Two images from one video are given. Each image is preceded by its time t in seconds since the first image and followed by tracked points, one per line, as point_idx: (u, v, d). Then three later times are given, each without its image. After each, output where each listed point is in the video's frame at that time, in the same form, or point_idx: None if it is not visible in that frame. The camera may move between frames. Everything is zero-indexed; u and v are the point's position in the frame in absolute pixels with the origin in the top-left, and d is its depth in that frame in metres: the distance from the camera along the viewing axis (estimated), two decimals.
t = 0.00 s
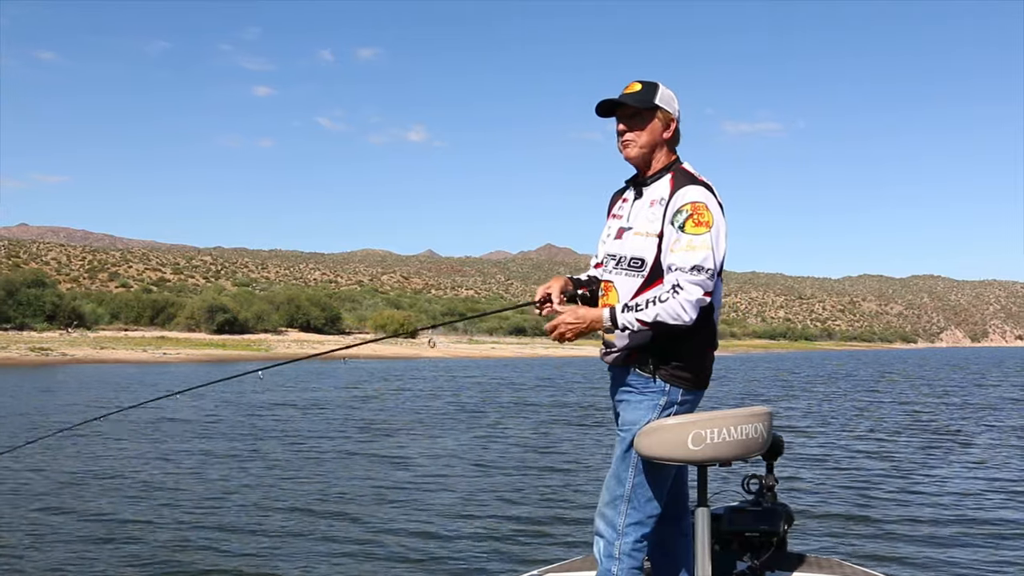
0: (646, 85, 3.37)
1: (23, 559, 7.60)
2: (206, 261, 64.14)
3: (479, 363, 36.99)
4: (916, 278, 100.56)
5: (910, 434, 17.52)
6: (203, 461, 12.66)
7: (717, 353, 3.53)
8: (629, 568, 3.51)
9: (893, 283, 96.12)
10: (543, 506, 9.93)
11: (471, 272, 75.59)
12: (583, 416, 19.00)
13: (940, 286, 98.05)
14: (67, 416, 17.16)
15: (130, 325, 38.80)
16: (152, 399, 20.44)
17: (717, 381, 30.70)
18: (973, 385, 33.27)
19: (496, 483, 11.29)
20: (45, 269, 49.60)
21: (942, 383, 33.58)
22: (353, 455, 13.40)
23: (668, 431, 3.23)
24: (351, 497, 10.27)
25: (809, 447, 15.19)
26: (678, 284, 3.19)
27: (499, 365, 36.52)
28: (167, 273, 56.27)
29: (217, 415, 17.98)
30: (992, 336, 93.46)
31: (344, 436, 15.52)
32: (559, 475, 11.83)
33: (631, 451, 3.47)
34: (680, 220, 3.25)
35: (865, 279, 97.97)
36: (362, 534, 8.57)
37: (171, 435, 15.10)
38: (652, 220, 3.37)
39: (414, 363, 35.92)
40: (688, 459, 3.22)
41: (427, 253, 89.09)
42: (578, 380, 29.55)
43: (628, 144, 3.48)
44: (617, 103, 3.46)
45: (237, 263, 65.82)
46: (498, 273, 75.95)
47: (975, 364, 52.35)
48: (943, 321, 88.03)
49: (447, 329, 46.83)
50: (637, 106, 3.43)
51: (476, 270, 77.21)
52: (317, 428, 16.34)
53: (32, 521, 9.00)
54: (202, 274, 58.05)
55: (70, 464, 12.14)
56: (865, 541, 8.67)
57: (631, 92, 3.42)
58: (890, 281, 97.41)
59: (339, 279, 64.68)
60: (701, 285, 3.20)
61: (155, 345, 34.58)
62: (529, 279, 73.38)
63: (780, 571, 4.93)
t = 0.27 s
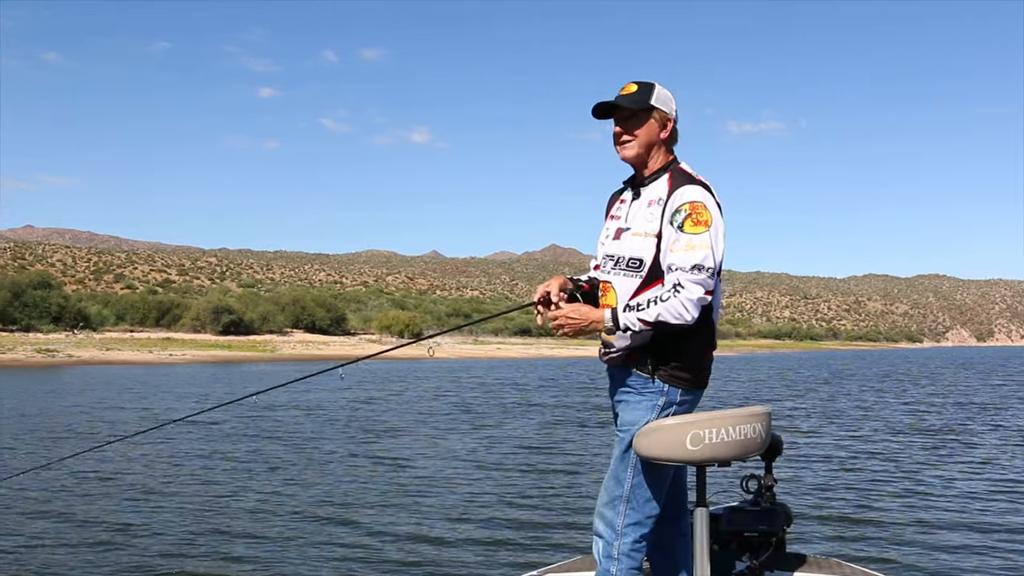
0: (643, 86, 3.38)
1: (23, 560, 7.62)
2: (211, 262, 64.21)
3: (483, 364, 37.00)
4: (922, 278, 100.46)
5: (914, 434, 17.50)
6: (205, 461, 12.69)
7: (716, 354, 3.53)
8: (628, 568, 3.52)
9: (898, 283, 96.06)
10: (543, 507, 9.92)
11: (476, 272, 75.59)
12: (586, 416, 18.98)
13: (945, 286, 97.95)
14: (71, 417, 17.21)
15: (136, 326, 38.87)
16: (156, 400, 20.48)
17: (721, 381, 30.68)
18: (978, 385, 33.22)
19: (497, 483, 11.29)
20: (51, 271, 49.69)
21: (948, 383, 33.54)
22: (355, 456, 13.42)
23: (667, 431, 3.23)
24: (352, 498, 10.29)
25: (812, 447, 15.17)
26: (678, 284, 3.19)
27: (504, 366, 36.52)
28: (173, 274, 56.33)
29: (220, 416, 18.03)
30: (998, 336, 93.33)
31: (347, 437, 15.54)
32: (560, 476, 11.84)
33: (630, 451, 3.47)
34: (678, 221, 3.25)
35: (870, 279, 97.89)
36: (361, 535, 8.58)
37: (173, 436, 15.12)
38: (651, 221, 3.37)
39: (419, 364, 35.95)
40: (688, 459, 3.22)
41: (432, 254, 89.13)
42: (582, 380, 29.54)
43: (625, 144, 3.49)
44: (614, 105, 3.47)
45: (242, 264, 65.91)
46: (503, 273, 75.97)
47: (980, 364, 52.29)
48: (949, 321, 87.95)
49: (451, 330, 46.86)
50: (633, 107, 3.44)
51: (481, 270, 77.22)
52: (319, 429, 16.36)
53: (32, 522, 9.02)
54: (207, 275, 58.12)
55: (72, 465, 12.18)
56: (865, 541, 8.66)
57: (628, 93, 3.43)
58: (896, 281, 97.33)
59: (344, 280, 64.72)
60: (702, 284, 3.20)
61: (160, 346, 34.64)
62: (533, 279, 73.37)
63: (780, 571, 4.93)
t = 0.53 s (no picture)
0: (637, 86, 3.38)
1: (21, 560, 7.62)
2: (216, 262, 64.24)
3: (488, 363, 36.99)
4: (929, 276, 100.28)
5: (920, 432, 17.45)
6: (206, 461, 12.70)
7: (714, 353, 3.52)
8: (627, 567, 3.51)
9: (904, 282, 95.91)
10: (543, 506, 9.89)
11: (481, 271, 75.55)
12: (589, 416, 18.94)
13: (952, 284, 97.78)
14: (75, 417, 17.24)
15: (142, 326, 38.91)
16: (160, 400, 20.49)
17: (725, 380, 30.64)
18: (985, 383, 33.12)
19: (497, 483, 11.28)
20: (57, 271, 49.77)
21: (954, 381, 33.44)
22: (357, 455, 13.43)
23: (665, 430, 3.22)
24: (352, 498, 10.29)
25: (815, 446, 15.15)
26: (672, 284, 3.19)
27: (509, 365, 36.49)
28: (178, 274, 56.37)
29: (223, 416, 18.04)
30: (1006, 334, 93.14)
31: (349, 436, 15.54)
32: (561, 476, 11.83)
33: (629, 451, 3.47)
34: (673, 219, 3.25)
35: (877, 277, 97.73)
36: (360, 535, 8.56)
37: (176, 436, 15.13)
38: (646, 220, 3.37)
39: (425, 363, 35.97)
40: (686, 458, 3.21)
41: (437, 253, 89.14)
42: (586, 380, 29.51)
43: (620, 144, 3.48)
44: (610, 105, 3.46)
45: (248, 264, 65.94)
46: (508, 272, 75.94)
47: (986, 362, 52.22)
48: (955, 319, 87.82)
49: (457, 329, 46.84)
50: (628, 107, 3.44)
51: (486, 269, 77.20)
52: (321, 429, 16.36)
53: (33, 521, 9.03)
54: (213, 275, 58.19)
55: (73, 466, 12.20)
56: (867, 540, 8.62)
57: (623, 92, 3.42)
58: (902, 280, 97.26)
59: (349, 280, 64.74)
60: (696, 282, 3.19)
61: (166, 346, 34.68)
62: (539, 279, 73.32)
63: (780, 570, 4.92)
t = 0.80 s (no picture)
0: (634, 86, 3.38)
1: (20, 560, 7.62)
2: (221, 263, 64.24)
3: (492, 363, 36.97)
4: (934, 275, 100.19)
5: (923, 432, 17.42)
6: (206, 461, 12.69)
7: (712, 353, 3.51)
8: (625, 567, 3.50)
9: (909, 282, 95.78)
10: (543, 507, 9.88)
11: (485, 271, 75.54)
12: (591, 417, 18.91)
13: (957, 284, 97.71)
14: (76, 417, 17.24)
15: (147, 327, 38.93)
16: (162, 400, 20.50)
17: (729, 380, 30.60)
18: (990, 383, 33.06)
19: (497, 484, 11.26)
20: (62, 272, 49.80)
21: (959, 381, 33.39)
22: (357, 456, 13.41)
23: (663, 429, 3.22)
24: (351, 498, 10.29)
25: (817, 446, 15.12)
26: (666, 283, 3.19)
27: (513, 365, 36.48)
28: (183, 275, 56.37)
29: (225, 416, 18.04)
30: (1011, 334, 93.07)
31: (349, 437, 15.53)
32: (561, 476, 11.82)
33: (626, 450, 3.47)
34: (668, 218, 3.25)
35: (882, 277, 97.65)
36: (359, 536, 8.55)
37: (178, 436, 15.13)
38: (643, 219, 3.37)
39: (429, 363, 35.97)
40: (684, 457, 3.21)
41: (442, 253, 89.11)
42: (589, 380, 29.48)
43: (618, 144, 3.49)
44: (607, 106, 3.47)
45: (252, 265, 65.94)
46: (512, 272, 75.92)
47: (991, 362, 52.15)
48: (961, 318, 87.76)
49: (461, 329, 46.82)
50: (626, 107, 3.44)
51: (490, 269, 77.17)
52: (321, 429, 16.35)
53: (32, 521, 9.04)
54: (217, 276, 58.21)
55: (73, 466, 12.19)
56: (868, 541, 8.59)
57: (621, 92, 3.43)
58: (907, 279, 97.15)
59: (353, 280, 64.72)
60: (691, 282, 3.19)
61: (171, 346, 34.69)
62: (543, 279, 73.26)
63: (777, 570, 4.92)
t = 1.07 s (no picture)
0: (638, 85, 3.36)
1: (18, 561, 7.64)
2: (226, 263, 64.30)
3: (497, 363, 37.01)
4: (940, 275, 100.14)
5: (927, 432, 17.40)
6: (206, 461, 12.71)
7: (713, 354, 3.50)
8: (624, 567, 3.51)
9: (916, 282, 95.67)
10: (545, 507, 9.86)
11: (490, 271, 75.56)
12: (595, 417, 18.89)
13: (963, 284, 97.65)
14: (79, 417, 17.26)
15: (153, 327, 39.00)
16: (166, 400, 20.51)
17: (734, 380, 30.56)
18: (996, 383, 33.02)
19: (499, 484, 11.25)
20: (68, 272, 49.88)
21: (964, 381, 33.36)
22: (359, 455, 13.42)
23: (662, 430, 3.22)
24: (352, 498, 10.30)
25: (820, 446, 15.12)
26: (652, 281, 3.19)
27: (518, 365, 36.50)
28: (189, 275, 56.43)
29: (228, 415, 18.04)
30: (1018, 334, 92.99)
31: (351, 436, 15.54)
32: (562, 476, 11.81)
33: (626, 450, 3.48)
34: (665, 216, 3.24)
35: (888, 276, 97.62)
36: (360, 536, 8.54)
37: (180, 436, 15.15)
38: (643, 219, 3.35)
39: (435, 363, 35.97)
40: (684, 457, 3.20)
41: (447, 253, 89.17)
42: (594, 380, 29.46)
43: (622, 143, 3.47)
44: (615, 106, 3.46)
45: (258, 265, 66.01)
46: (518, 272, 75.93)
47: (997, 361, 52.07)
48: (966, 318, 87.84)
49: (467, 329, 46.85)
50: (631, 107, 3.43)
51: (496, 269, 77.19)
52: (323, 428, 16.36)
53: (33, 522, 9.04)
54: (223, 276, 58.28)
55: (75, 466, 12.22)
56: (870, 542, 8.57)
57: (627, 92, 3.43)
58: (913, 279, 97.04)
59: (359, 280, 64.78)
60: (679, 281, 3.17)
61: (177, 346, 34.73)
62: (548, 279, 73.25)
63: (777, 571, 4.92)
